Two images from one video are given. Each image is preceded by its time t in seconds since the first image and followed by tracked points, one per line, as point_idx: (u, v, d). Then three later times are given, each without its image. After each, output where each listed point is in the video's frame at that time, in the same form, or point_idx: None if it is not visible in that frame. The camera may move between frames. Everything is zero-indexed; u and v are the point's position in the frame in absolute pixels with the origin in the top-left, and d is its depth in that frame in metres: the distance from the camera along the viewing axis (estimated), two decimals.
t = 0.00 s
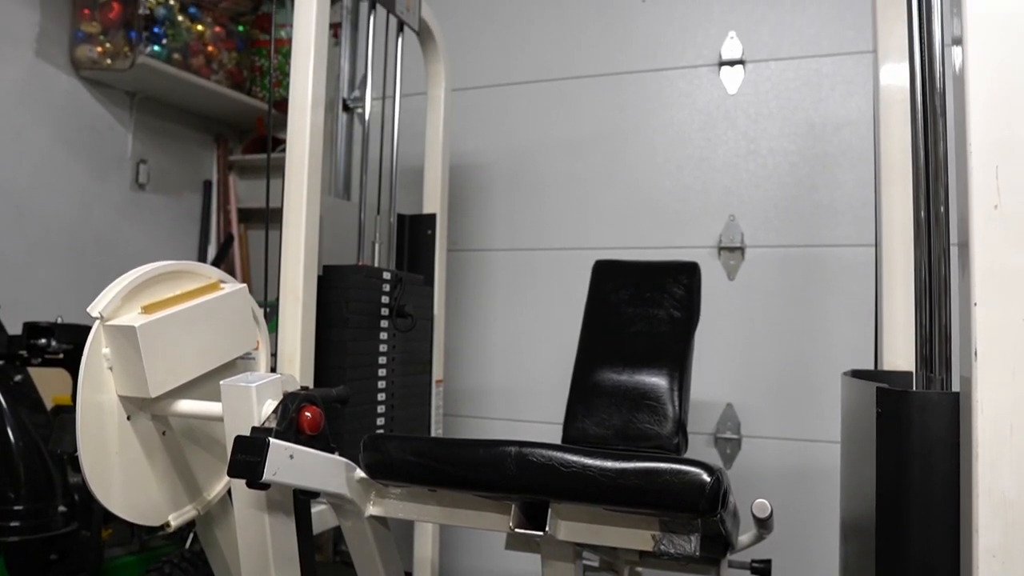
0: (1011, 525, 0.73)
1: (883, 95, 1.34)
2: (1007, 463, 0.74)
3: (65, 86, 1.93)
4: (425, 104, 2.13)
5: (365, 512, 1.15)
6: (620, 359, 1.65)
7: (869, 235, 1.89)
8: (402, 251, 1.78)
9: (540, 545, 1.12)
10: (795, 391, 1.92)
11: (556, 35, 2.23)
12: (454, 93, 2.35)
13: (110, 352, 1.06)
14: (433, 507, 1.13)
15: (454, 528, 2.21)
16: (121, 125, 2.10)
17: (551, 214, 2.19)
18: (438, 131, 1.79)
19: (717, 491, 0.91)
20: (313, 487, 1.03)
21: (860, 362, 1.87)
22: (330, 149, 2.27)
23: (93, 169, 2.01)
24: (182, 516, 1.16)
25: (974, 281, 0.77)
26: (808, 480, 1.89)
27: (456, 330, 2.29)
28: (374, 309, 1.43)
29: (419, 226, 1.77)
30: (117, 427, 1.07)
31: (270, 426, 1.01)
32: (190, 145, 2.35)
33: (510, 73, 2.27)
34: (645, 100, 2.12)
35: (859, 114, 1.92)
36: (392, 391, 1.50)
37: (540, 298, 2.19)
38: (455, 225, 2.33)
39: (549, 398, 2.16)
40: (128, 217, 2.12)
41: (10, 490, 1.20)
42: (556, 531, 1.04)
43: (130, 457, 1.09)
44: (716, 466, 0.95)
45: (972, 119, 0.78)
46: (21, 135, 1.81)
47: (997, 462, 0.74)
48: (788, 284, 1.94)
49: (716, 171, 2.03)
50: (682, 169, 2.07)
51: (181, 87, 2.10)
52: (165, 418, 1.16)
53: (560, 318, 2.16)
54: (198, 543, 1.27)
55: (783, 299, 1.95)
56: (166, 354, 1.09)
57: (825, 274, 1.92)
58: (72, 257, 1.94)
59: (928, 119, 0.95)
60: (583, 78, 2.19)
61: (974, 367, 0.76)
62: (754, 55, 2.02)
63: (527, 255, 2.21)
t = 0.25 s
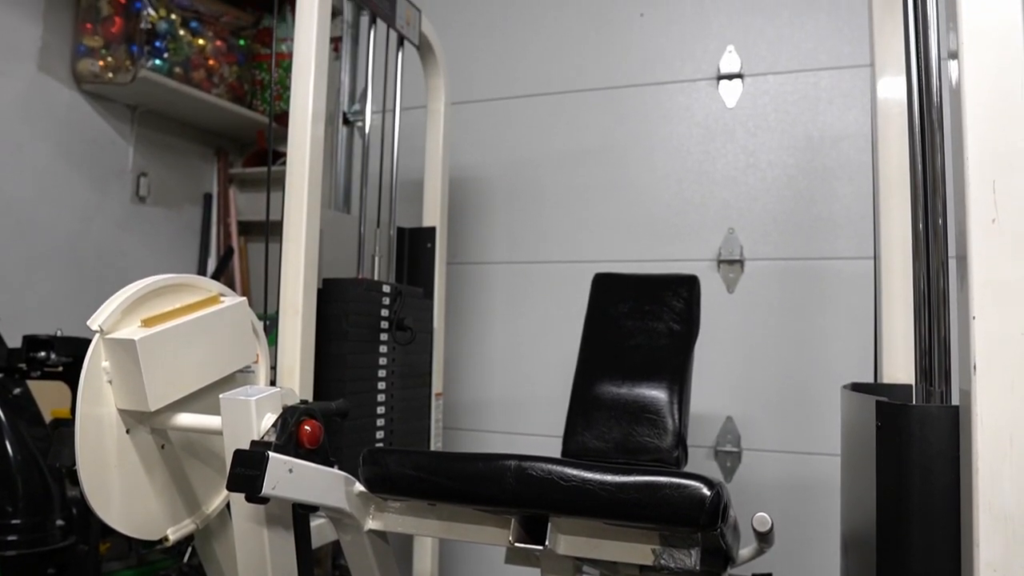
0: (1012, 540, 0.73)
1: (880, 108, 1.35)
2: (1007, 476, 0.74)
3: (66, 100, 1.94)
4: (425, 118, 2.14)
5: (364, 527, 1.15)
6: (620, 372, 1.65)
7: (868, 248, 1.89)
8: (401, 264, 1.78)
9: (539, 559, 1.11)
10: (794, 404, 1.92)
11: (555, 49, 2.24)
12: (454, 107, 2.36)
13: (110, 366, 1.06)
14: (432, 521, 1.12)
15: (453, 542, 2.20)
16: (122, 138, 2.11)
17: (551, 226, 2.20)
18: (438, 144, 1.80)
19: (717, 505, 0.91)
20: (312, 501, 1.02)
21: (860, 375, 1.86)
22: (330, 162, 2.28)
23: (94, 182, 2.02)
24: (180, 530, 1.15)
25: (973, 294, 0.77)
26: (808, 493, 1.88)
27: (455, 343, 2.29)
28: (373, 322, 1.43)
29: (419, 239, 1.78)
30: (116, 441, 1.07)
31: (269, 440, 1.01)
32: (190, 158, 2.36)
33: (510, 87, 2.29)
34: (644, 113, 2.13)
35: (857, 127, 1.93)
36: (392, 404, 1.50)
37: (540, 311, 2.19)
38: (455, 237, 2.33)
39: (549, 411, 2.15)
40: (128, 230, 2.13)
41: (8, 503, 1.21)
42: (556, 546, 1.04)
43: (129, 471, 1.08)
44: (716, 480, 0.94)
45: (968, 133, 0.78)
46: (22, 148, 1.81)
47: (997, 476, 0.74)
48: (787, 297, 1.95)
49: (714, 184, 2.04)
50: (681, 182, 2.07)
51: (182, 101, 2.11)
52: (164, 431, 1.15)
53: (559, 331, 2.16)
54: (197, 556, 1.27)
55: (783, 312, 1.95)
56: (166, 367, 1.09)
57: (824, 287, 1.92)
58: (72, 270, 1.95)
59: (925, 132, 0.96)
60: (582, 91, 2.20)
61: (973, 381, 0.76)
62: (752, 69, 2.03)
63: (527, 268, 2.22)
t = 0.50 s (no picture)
0: (1013, 555, 0.73)
1: (878, 121, 1.35)
2: (1007, 491, 0.74)
3: (67, 113, 1.95)
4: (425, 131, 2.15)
5: (363, 542, 1.14)
6: (619, 385, 1.65)
7: (867, 261, 1.90)
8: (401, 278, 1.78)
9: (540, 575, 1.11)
10: (794, 418, 1.91)
11: (555, 64, 2.26)
12: (454, 120, 2.37)
13: (109, 379, 1.06)
14: (431, 536, 1.12)
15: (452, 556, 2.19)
16: (123, 152, 2.12)
17: (551, 239, 2.20)
18: (438, 158, 1.81)
19: (717, 519, 0.91)
20: (311, 516, 1.02)
21: (860, 388, 1.86)
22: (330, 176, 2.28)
23: (95, 195, 2.02)
24: (179, 545, 1.15)
25: (971, 308, 0.77)
26: (809, 507, 1.88)
27: (455, 356, 2.29)
28: (373, 336, 1.43)
29: (419, 253, 1.78)
30: (115, 455, 1.07)
31: (268, 454, 1.00)
32: (190, 171, 2.36)
33: (510, 100, 2.30)
34: (644, 127, 2.14)
35: (855, 141, 1.94)
36: (391, 417, 1.50)
37: (539, 324, 2.19)
38: (454, 250, 2.34)
39: (549, 424, 2.15)
40: (128, 243, 2.13)
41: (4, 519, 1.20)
42: (556, 561, 1.03)
43: (127, 485, 1.08)
44: (716, 494, 0.94)
45: (966, 147, 0.79)
46: (23, 162, 1.82)
47: (997, 491, 0.74)
48: (786, 310, 1.95)
49: (713, 197, 2.05)
50: (680, 195, 2.08)
51: (183, 115, 2.12)
52: (163, 445, 1.15)
53: (559, 344, 2.16)
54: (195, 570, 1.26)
55: (782, 325, 1.95)
56: (165, 381, 1.09)
57: (823, 300, 1.92)
58: (72, 282, 1.95)
59: (923, 146, 0.96)
60: (581, 105, 2.21)
61: (972, 396, 0.76)
62: (750, 83, 2.04)
63: (527, 281, 2.22)
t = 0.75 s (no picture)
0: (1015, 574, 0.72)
1: (875, 136, 1.36)
2: (1008, 509, 0.74)
3: (69, 130, 1.96)
4: (425, 148, 2.16)
5: (361, 559, 1.14)
6: (619, 402, 1.65)
7: (865, 277, 1.90)
8: (401, 294, 1.79)
9: None
10: (794, 434, 1.91)
11: (554, 81, 2.27)
12: (454, 137, 2.39)
13: (108, 397, 1.06)
14: (430, 554, 1.11)
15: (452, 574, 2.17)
16: (124, 168, 2.13)
17: (550, 256, 2.21)
18: (437, 175, 1.81)
19: (717, 537, 0.89)
20: (309, 533, 1.02)
21: (861, 404, 1.86)
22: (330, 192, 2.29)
23: (95, 211, 2.03)
24: (176, 563, 1.14)
25: (969, 325, 0.77)
26: (810, 524, 1.87)
27: (454, 372, 2.28)
28: (372, 353, 1.43)
29: (418, 269, 1.78)
30: (113, 472, 1.07)
31: (267, 472, 1.00)
32: (191, 188, 2.37)
33: (509, 117, 2.31)
34: (642, 144, 2.15)
35: (853, 157, 1.95)
36: (390, 435, 1.49)
37: (539, 340, 2.19)
38: (454, 267, 2.34)
39: (549, 441, 2.14)
40: (128, 259, 2.14)
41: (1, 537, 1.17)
42: None
43: (124, 502, 1.07)
44: (716, 512, 0.93)
45: (962, 165, 0.79)
46: (24, 178, 1.83)
47: (998, 510, 0.74)
48: (786, 326, 1.95)
49: (712, 213, 2.05)
50: (679, 211, 2.09)
51: (184, 132, 2.13)
52: (162, 463, 1.15)
53: (558, 360, 2.15)
54: None
55: (782, 341, 1.95)
56: (164, 398, 1.08)
57: (822, 316, 1.92)
58: (71, 299, 1.95)
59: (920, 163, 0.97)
60: (580, 122, 2.23)
61: (971, 413, 0.76)
62: (748, 100, 2.06)
63: (526, 297, 2.22)
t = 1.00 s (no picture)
0: None
1: (873, 152, 1.37)
2: (1010, 526, 0.73)
3: (70, 147, 1.97)
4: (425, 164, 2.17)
5: None
6: (619, 419, 1.65)
7: (864, 293, 1.91)
8: (400, 311, 1.79)
9: None
10: (794, 450, 1.90)
11: (553, 98, 2.29)
12: (454, 153, 2.40)
13: (107, 414, 1.06)
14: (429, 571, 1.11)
15: None
16: (125, 185, 2.14)
17: (550, 272, 2.21)
18: (437, 191, 1.82)
19: (717, 555, 0.89)
20: (308, 552, 1.01)
21: (861, 420, 1.86)
22: (330, 209, 2.30)
23: (96, 227, 2.03)
24: None
25: (968, 342, 0.77)
26: (811, 541, 1.86)
27: (454, 388, 2.28)
28: (371, 369, 1.43)
29: (417, 286, 1.79)
30: (111, 490, 1.06)
31: (265, 490, 1.00)
32: (191, 204, 2.38)
33: (508, 134, 2.33)
34: (641, 160, 2.16)
35: (850, 174, 1.96)
36: (389, 451, 1.49)
37: (539, 356, 2.19)
38: (454, 283, 2.35)
39: (548, 457, 2.13)
40: (128, 275, 2.14)
41: None
42: None
43: (122, 520, 1.07)
44: (716, 529, 0.93)
45: (959, 181, 0.79)
46: (26, 195, 1.83)
47: (998, 529, 0.73)
48: (785, 342, 1.95)
49: (711, 229, 2.06)
50: (678, 227, 2.10)
51: (185, 148, 2.14)
52: (160, 480, 1.14)
53: (558, 376, 2.15)
54: None
55: (781, 357, 1.95)
56: (164, 415, 1.08)
57: (822, 331, 1.93)
58: (71, 314, 1.95)
59: (917, 179, 0.98)
60: (579, 139, 2.24)
61: (971, 430, 0.76)
62: (746, 117, 2.07)
63: (526, 313, 2.22)
